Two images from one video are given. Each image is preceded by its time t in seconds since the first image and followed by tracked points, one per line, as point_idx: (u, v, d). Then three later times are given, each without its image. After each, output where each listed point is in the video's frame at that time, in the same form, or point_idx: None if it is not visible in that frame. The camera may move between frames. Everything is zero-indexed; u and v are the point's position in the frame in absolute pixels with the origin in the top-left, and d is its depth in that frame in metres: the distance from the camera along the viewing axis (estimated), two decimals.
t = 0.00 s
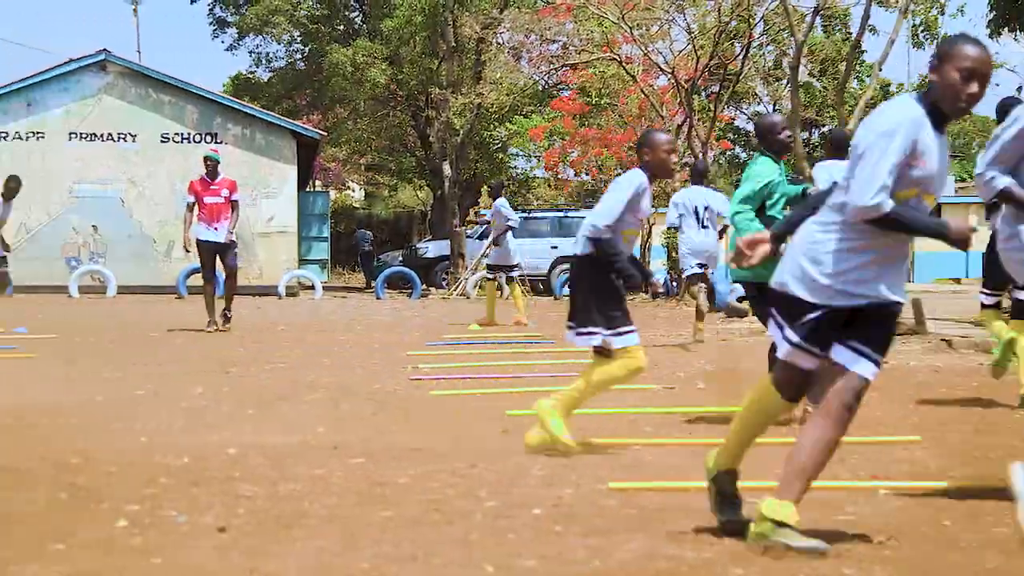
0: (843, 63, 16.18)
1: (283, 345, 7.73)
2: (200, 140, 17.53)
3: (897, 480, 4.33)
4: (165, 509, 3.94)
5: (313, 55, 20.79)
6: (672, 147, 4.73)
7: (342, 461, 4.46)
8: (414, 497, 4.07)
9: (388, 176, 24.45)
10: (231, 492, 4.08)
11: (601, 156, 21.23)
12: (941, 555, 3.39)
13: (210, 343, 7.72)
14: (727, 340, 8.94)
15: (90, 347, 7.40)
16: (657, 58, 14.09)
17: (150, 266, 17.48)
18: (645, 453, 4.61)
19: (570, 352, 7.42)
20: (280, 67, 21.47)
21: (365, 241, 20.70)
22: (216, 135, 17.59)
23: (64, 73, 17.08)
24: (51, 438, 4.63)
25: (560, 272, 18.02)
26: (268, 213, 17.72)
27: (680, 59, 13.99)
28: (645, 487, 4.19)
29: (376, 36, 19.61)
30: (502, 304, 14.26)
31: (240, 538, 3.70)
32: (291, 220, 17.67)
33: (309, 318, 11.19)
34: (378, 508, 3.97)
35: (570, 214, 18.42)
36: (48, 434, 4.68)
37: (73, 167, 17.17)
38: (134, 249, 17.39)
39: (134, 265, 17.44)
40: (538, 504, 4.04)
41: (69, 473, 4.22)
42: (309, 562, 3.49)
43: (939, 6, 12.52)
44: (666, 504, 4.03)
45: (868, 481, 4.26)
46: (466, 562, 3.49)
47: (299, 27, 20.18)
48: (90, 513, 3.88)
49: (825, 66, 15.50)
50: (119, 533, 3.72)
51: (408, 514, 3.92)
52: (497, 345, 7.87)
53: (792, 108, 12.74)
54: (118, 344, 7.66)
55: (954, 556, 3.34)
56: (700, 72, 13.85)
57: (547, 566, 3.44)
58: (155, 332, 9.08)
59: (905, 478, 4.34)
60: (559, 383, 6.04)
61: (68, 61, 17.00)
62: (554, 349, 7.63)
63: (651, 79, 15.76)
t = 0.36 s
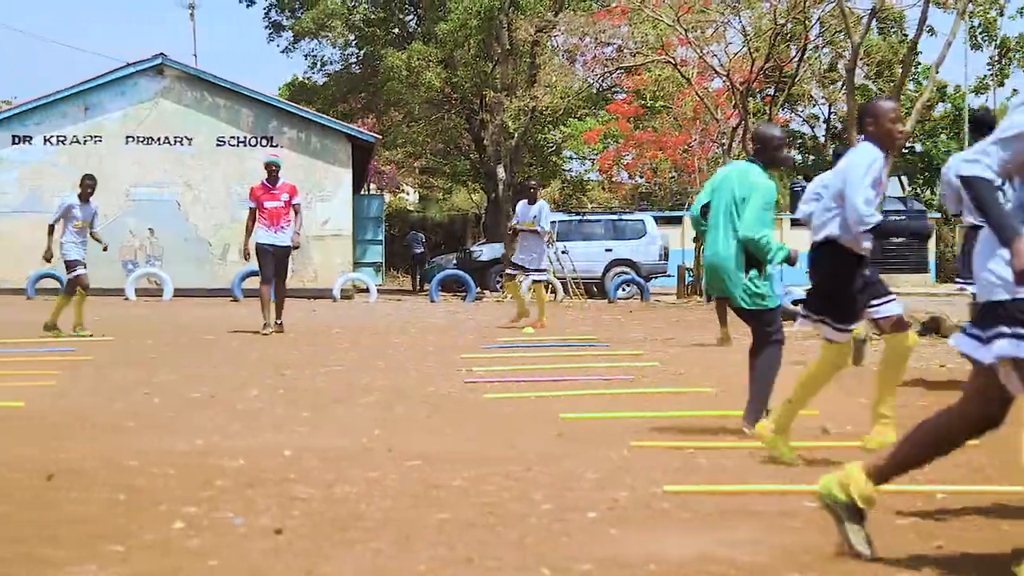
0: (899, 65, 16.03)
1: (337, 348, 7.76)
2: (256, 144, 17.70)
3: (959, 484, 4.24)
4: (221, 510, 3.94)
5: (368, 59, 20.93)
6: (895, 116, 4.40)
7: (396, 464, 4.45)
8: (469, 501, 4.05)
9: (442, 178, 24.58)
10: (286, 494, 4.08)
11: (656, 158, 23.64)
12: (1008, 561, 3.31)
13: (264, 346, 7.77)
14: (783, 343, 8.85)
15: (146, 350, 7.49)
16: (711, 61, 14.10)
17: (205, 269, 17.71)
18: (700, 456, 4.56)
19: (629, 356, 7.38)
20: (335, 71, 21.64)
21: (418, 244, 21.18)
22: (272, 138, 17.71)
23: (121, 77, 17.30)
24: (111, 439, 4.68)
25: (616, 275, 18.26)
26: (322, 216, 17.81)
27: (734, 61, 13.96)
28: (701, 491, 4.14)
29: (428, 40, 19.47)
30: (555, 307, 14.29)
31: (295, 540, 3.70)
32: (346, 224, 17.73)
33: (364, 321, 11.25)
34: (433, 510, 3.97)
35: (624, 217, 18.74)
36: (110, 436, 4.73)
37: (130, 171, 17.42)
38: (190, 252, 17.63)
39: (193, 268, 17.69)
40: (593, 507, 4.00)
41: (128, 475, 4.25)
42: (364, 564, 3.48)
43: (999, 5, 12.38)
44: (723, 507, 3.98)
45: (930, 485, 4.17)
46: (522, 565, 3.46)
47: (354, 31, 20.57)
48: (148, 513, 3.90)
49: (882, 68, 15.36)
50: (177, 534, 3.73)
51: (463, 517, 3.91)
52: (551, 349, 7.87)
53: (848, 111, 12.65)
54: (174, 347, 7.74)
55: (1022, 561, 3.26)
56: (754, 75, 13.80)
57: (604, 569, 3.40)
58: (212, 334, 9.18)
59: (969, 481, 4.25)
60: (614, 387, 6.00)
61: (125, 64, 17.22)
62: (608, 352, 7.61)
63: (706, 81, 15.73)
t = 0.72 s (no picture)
0: (935, 66, 15.95)
1: (370, 352, 7.76)
2: (291, 148, 17.75)
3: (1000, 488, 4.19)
4: (258, 514, 3.94)
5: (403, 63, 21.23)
6: None
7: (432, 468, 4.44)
8: (505, 504, 4.04)
9: (477, 181, 24.67)
10: (323, 498, 4.08)
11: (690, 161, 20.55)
12: None
13: (298, 349, 7.79)
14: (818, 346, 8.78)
15: (182, 353, 7.54)
16: (747, 62, 14.25)
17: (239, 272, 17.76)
18: (737, 458, 4.53)
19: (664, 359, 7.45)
20: (370, 75, 21.87)
21: (447, 248, 21.22)
22: (307, 142, 17.79)
23: (156, 81, 17.38)
24: (150, 443, 4.71)
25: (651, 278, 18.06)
26: (356, 220, 17.92)
27: (770, 63, 14.21)
28: (737, 493, 4.12)
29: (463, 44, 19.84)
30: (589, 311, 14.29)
31: (333, 543, 3.69)
32: (381, 228, 17.87)
33: (399, 324, 11.27)
34: (470, 513, 3.96)
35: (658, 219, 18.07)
36: (149, 440, 4.75)
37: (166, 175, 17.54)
38: (225, 255, 17.68)
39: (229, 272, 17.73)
40: (630, 510, 3.98)
41: (167, 478, 4.27)
42: (403, 566, 3.47)
43: None
44: (760, 511, 3.95)
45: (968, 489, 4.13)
46: (560, 568, 3.44)
47: (388, 35, 20.86)
48: (187, 516, 3.91)
49: (917, 69, 15.31)
50: (214, 537, 3.74)
51: (500, 520, 3.89)
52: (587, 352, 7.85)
53: (888, 113, 12.62)
54: (210, 351, 7.79)
55: None
56: (791, 77, 13.89)
57: (642, 573, 3.38)
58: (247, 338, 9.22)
59: (1009, 482, 4.20)
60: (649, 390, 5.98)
61: (160, 69, 17.31)
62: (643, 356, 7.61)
63: (741, 84, 15.77)
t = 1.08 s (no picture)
0: (969, 64, 15.89)
1: (402, 352, 7.80)
2: (324, 147, 17.99)
3: None
4: (291, 513, 3.95)
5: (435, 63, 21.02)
6: None
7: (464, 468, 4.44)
8: (538, 503, 4.03)
9: (510, 181, 24.80)
10: (356, 496, 4.09)
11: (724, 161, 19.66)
12: None
13: (329, 350, 7.84)
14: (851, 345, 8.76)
15: (214, 352, 7.59)
16: (779, 62, 14.36)
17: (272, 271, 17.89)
18: (769, 457, 4.51)
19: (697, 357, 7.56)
20: (403, 73, 21.86)
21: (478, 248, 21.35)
22: (339, 141, 18.01)
23: (190, 81, 17.62)
24: (184, 442, 4.74)
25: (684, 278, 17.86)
26: (389, 219, 18.11)
27: (802, 62, 14.32)
28: (770, 492, 4.10)
29: (495, 42, 20.05)
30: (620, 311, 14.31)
31: (366, 542, 3.69)
32: (413, 227, 18.01)
33: (431, 324, 11.34)
34: (503, 511, 3.96)
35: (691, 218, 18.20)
36: (183, 439, 4.79)
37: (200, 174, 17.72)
38: (257, 254, 17.82)
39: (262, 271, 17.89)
40: (663, 509, 3.97)
41: (201, 476, 4.29)
42: (435, 566, 3.47)
43: None
44: (794, 510, 3.93)
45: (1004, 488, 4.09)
46: (592, 568, 3.43)
47: (420, 33, 20.85)
48: (220, 515, 3.92)
49: (950, 68, 15.30)
50: (248, 534, 3.75)
51: (533, 519, 3.89)
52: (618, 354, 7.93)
53: (925, 111, 12.65)
54: (242, 351, 7.84)
55: None
56: (823, 76, 14.02)
57: (675, 572, 3.37)
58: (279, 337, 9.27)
59: None
60: (682, 389, 6.00)
61: (194, 69, 17.56)
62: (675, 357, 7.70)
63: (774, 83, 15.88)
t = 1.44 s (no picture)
0: (1004, 61, 15.76)
1: (432, 351, 7.83)
2: (354, 146, 18.08)
3: None
4: (323, 511, 3.95)
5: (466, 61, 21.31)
6: None
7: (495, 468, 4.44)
8: (569, 502, 4.04)
9: (542, 178, 24.90)
10: (388, 495, 4.09)
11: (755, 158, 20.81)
12: None
13: (358, 350, 7.89)
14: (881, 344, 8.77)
15: (242, 352, 7.63)
16: (811, 60, 14.35)
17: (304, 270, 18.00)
18: (802, 457, 4.50)
19: (729, 356, 7.69)
20: (433, 72, 21.89)
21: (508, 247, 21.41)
22: (370, 141, 18.10)
23: (221, 81, 17.76)
24: (218, 443, 4.77)
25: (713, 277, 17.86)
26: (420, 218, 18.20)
27: (834, 60, 14.21)
28: (803, 492, 4.08)
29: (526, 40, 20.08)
30: (650, 309, 14.39)
31: (398, 540, 3.69)
32: (445, 226, 18.09)
33: (462, 324, 11.39)
34: (535, 509, 3.97)
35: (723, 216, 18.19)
36: (218, 440, 4.82)
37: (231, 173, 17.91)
38: (289, 253, 17.96)
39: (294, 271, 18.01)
40: (695, 508, 3.96)
41: (234, 476, 4.31)
42: (466, 565, 3.46)
43: None
44: (827, 509, 3.91)
45: None
46: (625, 567, 3.42)
47: (451, 32, 20.83)
48: (253, 513, 3.94)
49: (985, 65, 15.21)
50: (281, 533, 3.75)
51: (565, 517, 3.88)
52: (652, 350, 8.06)
53: (962, 108, 12.57)
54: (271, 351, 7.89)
55: None
56: (855, 73, 13.83)
57: (708, 571, 3.36)
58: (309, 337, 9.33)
59: None
60: (712, 388, 6.05)
61: (226, 68, 17.71)
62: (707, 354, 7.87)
63: (806, 81, 15.91)
